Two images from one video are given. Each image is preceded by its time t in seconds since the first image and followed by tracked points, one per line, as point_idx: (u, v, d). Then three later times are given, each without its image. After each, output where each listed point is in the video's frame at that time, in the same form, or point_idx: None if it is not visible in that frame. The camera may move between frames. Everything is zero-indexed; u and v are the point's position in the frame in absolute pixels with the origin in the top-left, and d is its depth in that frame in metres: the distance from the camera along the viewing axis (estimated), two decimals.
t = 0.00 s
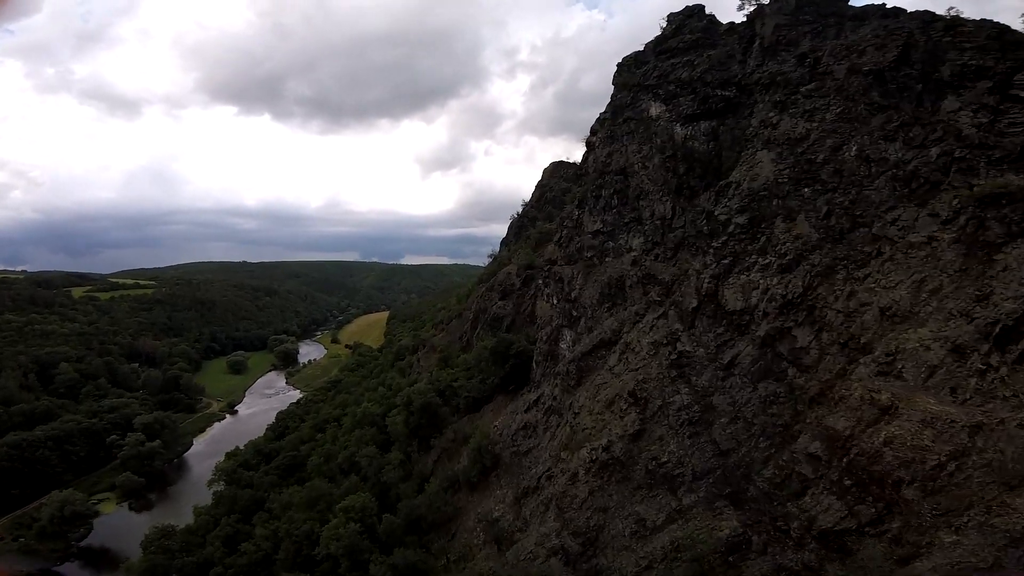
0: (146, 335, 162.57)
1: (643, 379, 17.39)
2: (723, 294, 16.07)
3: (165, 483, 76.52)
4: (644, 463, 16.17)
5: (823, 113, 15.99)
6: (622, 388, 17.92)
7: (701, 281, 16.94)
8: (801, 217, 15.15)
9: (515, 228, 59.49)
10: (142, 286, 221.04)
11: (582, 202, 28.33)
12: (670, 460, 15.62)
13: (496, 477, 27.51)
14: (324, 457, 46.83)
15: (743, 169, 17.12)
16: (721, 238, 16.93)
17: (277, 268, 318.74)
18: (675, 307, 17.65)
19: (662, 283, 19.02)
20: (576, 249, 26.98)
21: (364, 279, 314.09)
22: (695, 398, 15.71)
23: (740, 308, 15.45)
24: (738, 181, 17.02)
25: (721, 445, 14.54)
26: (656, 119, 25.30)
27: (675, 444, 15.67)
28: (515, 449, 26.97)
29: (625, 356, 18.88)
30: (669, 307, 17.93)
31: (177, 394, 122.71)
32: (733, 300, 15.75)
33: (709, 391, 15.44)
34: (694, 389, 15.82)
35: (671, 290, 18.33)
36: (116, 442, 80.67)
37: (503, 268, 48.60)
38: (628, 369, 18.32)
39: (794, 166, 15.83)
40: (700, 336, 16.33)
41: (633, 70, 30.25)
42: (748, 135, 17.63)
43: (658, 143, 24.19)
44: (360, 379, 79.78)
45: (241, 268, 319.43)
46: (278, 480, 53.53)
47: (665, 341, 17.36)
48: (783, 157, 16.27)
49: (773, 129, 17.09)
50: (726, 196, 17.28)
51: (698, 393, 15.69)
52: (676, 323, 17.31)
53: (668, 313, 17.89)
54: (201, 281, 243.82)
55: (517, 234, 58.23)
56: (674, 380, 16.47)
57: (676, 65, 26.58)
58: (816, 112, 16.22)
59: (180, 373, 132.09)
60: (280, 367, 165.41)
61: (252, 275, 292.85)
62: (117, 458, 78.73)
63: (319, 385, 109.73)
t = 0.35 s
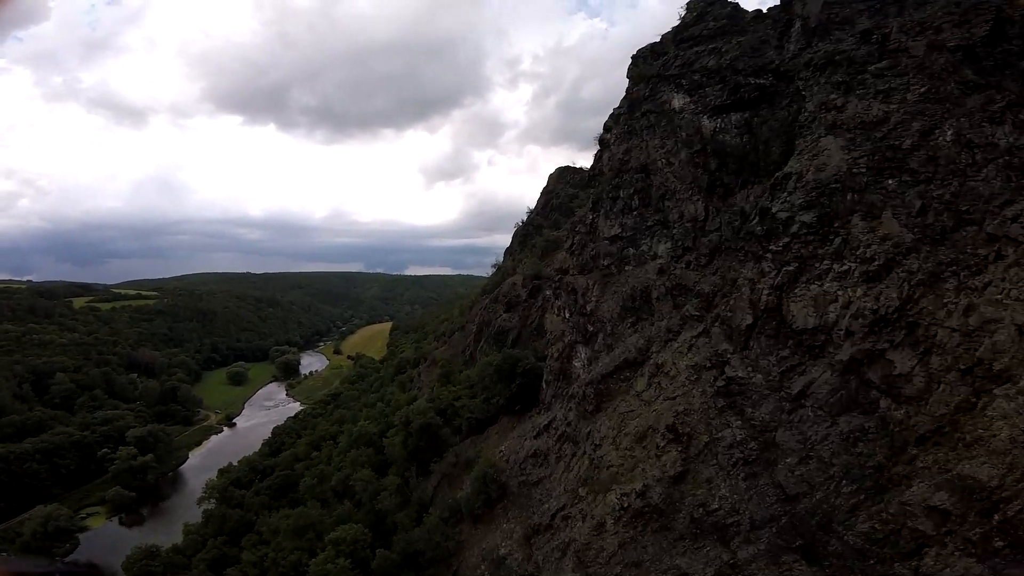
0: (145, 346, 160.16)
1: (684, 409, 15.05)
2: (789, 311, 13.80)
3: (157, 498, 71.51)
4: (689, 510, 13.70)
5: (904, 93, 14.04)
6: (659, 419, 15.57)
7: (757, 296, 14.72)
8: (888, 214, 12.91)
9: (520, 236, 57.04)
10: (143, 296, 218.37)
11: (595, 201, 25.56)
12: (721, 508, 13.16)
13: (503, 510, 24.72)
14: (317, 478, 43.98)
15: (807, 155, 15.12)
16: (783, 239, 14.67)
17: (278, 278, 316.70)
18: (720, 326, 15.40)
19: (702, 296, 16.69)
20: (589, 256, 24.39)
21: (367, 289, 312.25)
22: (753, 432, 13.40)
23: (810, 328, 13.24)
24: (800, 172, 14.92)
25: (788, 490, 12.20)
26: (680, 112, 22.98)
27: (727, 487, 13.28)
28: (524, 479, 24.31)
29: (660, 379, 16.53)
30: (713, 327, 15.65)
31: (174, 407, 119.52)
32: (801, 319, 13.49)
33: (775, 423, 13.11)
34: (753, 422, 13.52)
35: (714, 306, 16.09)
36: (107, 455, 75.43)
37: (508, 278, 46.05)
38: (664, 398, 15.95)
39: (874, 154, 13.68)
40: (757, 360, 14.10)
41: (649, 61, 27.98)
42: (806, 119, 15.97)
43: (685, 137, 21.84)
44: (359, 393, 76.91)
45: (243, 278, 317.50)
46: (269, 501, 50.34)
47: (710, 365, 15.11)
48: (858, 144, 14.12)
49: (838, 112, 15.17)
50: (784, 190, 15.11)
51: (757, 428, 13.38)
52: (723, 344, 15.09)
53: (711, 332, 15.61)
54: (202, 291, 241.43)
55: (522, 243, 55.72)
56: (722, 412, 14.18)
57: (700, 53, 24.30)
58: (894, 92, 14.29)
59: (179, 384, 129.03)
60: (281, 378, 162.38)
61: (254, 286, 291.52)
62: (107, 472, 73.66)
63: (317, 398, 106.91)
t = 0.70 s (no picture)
0: (151, 356, 158.61)
1: (745, 444, 12.55)
2: (890, 326, 11.38)
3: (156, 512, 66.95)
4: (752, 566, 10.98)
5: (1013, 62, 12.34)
6: (714, 454, 13.02)
7: (844, 306, 12.29)
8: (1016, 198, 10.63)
9: (528, 243, 54.41)
10: (149, 305, 216.78)
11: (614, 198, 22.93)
12: (797, 564, 10.51)
13: (512, 544, 21.71)
14: (315, 498, 41.18)
15: (896, 133, 13.14)
16: (876, 235, 12.39)
17: (285, 288, 315.19)
18: (789, 344, 13.00)
19: (761, 307, 14.35)
20: (609, 260, 21.82)
21: (375, 298, 310.78)
22: (839, 473, 10.94)
23: (922, 347, 10.79)
24: (889, 153, 12.91)
25: (890, 540, 9.73)
26: (711, 97, 20.53)
27: (804, 539, 10.66)
28: (537, 512, 21.54)
29: (711, 407, 14.05)
30: (778, 345, 13.24)
31: (177, 418, 116.99)
32: (911, 337, 11.00)
33: (875, 461, 10.62)
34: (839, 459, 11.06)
35: (778, 320, 13.71)
36: (105, 467, 70.64)
37: (516, 286, 43.45)
38: (716, 431, 13.42)
39: (991, 132, 11.53)
40: (843, 386, 11.71)
41: (670, 47, 25.53)
42: (885, 95, 14.54)
43: (718, 124, 19.39)
44: (362, 406, 74.09)
45: (250, 288, 316.49)
46: (265, 521, 47.12)
47: (777, 392, 12.70)
48: (968, 121, 12.01)
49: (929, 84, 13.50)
50: (871, 175, 13.03)
51: (843, 468, 10.92)
52: (793, 365, 12.69)
53: (777, 352, 13.19)
54: (208, 301, 239.96)
55: (530, 250, 53.09)
56: (795, 449, 11.74)
57: (729, 34, 21.81)
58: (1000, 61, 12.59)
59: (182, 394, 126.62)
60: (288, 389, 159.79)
61: (262, 296, 291.06)
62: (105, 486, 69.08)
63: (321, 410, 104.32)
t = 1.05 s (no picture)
0: (150, 362, 156.75)
1: (827, 496, 10.12)
2: None
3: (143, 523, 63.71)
4: None
5: None
6: (783, 506, 10.62)
7: (974, 326, 9.54)
8: None
9: (535, 251, 51.96)
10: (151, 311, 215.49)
11: (634, 197, 20.49)
12: None
13: None
14: (302, 518, 38.44)
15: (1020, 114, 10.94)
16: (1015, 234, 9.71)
17: (289, 296, 313.85)
18: (884, 371, 10.56)
19: (840, 323, 11.90)
20: (630, 269, 19.33)
21: (380, 307, 309.06)
22: (954, 529, 8.66)
23: None
24: (1017, 133, 10.45)
25: None
26: (748, 84, 18.07)
27: None
28: (543, 554, 18.78)
29: (773, 446, 11.65)
30: (868, 373, 10.82)
31: (172, 425, 114.58)
32: None
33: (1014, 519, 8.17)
34: (954, 513, 8.76)
35: (861, 340, 11.29)
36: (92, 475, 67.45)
37: (521, 297, 40.89)
38: (782, 479, 11.01)
39: None
40: (967, 425, 9.21)
41: (694, 37, 23.14)
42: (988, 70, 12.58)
43: (757, 114, 17.02)
44: (359, 419, 71.40)
45: (254, 295, 315.28)
46: (248, 540, 44.28)
47: (865, 432, 10.34)
48: None
49: None
50: (995, 158, 10.54)
51: (962, 524, 8.63)
52: (891, 399, 10.24)
53: (866, 381, 10.76)
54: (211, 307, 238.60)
55: (536, 259, 50.58)
56: (891, 500, 9.45)
57: (766, 19, 19.31)
58: None
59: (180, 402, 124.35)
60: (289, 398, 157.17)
61: (267, 303, 290.24)
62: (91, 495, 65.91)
63: (320, 421, 101.67)
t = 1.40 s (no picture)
0: (153, 348, 156.02)
1: (940, 567, 7.36)
2: None
3: (128, 515, 62.13)
4: None
5: None
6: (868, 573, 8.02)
7: None
8: None
9: (546, 248, 49.40)
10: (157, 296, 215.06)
11: (666, 186, 18.01)
12: None
13: None
14: (286, 522, 36.25)
15: None
16: None
17: (297, 286, 313.32)
18: None
19: (962, 348, 9.67)
20: (659, 269, 16.89)
21: (388, 300, 307.70)
22: None
23: None
24: None
25: None
26: (810, 62, 15.85)
27: None
28: None
29: (858, 499, 9.29)
30: (1004, 414, 8.48)
31: (168, 415, 113.15)
32: None
33: None
34: None
35: (992, 370, 9.03)
36: (80, 465, 65.90)
37: (530, 297, 38.27)
38: (870, 541, 8.47)
39: None
40: None
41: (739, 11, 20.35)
42: None
43: (821, 96, 14.90)
44: (357, 416, 69.14)
45: (263, 284, 315.24)
46: (227, 542, 42.03)
47: (995, 486, 7.82)
48: None
49: None
50: None
51: None
52: None
53: (1002, 423, 8.41)
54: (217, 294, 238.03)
55: (547, 257, 47.85)
56: None
57: None
58: None
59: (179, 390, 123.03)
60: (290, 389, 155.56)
61: (275, 292, 289.86)
62: (77, 486, 64.45)
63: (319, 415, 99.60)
